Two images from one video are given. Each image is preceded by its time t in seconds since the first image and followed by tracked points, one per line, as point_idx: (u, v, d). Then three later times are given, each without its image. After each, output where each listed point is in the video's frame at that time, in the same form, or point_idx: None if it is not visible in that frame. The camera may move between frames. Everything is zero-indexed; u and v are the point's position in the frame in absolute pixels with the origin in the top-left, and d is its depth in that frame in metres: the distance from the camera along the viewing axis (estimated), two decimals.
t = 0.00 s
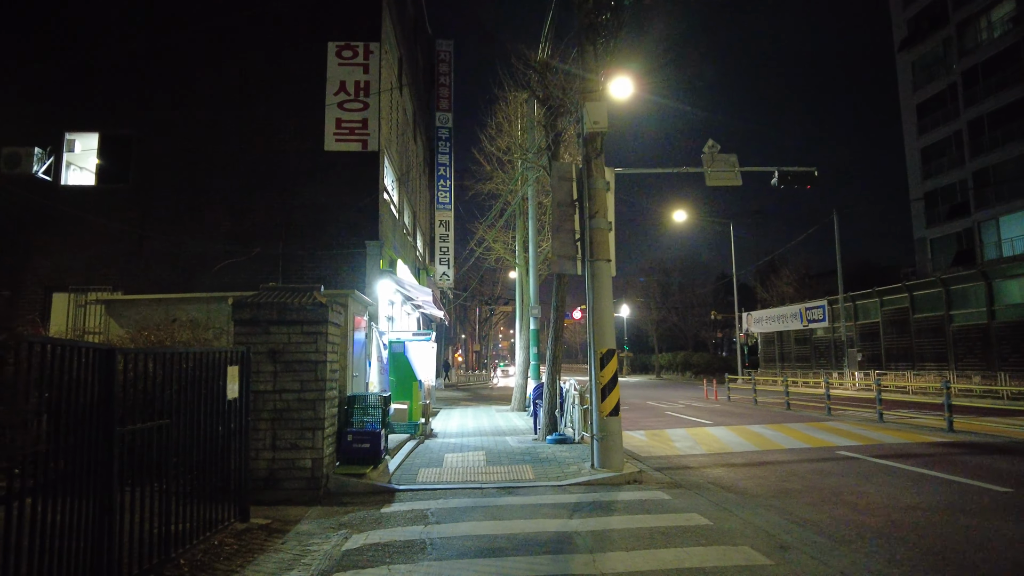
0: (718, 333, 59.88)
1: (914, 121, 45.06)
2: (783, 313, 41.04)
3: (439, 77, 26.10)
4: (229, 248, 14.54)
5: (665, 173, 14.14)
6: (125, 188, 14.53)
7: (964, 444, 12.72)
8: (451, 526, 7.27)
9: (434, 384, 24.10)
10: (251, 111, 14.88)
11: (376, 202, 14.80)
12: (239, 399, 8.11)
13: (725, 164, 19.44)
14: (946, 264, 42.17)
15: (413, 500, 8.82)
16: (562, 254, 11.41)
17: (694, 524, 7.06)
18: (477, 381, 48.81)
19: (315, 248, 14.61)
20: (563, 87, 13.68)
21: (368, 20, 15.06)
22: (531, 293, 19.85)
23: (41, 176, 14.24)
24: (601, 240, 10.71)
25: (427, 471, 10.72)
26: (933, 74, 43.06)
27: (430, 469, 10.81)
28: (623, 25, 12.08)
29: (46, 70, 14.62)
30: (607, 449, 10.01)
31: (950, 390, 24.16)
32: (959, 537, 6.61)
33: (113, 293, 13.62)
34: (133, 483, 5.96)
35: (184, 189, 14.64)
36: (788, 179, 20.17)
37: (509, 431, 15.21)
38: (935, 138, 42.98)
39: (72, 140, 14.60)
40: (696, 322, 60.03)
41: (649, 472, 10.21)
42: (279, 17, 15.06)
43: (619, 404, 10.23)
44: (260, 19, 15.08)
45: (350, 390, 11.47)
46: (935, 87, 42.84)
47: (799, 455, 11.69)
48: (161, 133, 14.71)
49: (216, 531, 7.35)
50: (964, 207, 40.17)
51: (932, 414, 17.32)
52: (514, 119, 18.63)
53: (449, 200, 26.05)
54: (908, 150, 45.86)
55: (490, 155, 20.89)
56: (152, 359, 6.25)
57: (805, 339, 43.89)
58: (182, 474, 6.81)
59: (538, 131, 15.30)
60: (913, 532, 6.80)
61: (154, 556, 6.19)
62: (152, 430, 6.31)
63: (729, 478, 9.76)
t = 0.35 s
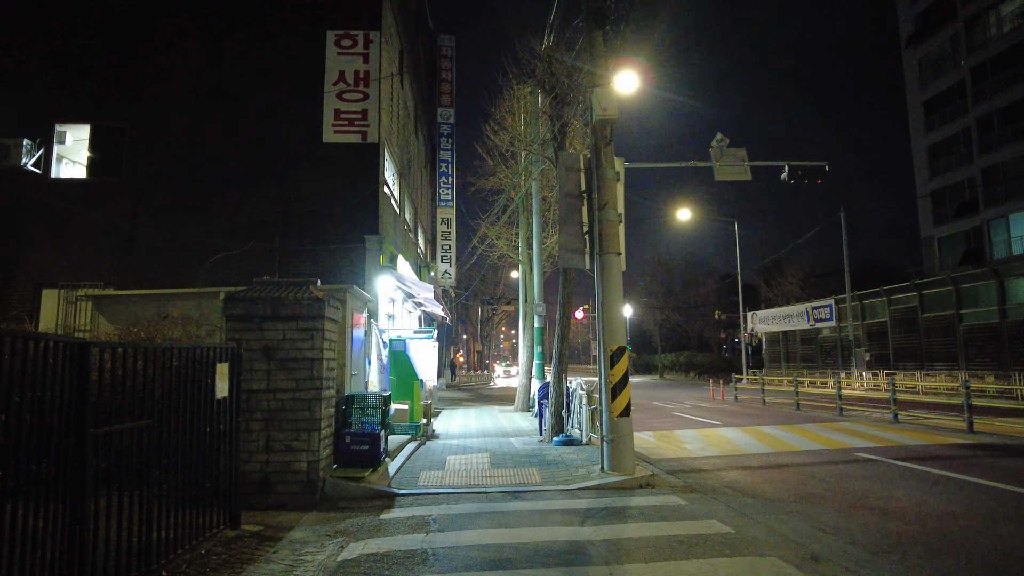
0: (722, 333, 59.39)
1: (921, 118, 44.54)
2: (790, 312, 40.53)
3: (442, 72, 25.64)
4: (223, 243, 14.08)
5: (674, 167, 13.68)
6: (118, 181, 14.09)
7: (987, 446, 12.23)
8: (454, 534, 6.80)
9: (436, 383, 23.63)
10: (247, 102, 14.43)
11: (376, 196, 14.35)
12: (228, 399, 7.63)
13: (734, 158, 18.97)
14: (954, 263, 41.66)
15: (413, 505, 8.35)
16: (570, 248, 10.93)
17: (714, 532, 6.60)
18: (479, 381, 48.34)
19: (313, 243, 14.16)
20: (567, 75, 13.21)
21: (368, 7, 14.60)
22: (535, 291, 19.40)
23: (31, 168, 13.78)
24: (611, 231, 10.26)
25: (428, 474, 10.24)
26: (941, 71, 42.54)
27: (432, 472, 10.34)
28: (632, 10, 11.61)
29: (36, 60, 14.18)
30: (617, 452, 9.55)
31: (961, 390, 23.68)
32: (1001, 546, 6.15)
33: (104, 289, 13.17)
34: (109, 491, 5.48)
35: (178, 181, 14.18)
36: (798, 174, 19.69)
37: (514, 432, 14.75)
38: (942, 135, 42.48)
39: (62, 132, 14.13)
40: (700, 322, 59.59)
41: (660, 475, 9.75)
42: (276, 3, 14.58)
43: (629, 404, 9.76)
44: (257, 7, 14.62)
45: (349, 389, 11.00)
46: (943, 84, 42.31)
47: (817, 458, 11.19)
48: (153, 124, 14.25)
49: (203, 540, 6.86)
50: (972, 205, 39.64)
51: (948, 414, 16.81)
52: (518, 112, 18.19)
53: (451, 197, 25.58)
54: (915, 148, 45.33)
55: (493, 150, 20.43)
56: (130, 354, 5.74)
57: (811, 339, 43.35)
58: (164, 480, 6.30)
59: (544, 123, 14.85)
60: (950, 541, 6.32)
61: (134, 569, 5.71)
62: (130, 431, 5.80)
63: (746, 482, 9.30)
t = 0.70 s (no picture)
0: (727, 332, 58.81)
1: (930, 113, 43.90)
2: (797, 309, 39.98)
3: (445, 65, 25.19)
4: (219, 233, 13.63)
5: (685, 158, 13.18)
6: (110, 170, 13.65)
7: (1014, 443, 11.69)
8: (459, 535, 6.32)
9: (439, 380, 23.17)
10: (243, 88, 13.97)
11: (376, 185, 13.90)
12: (217, 391, 7.14)
13: (744, 148, 18.43)
14: (963, 259, 41.07)
15: (414, 505, 7.87)
16: (579, 236, 10.44)
17: (738, 534, 6.12)
18: (483, 379, 47.88)
19: (311, 233, 13.71)
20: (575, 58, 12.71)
21: None
22: (540, 285, 18.89)
23: (20, 157, 13.38)
24: (623, 217, 9.78)
25: (431, 473, 9.74)
26: (950, 64, 41.90)
27: (435, 470, 9.86)
28: None
29: (26, 45, 13.73)
30: (629, 448, 9.06)
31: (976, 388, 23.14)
32: None
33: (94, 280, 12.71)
34: (82, 488, 4.99)
35: (172, 170, 13.73)
36: (810, 165, 19.15)
37: (519, 429, 14.26)
38: (951, 130, 41.86)
39: (53, 119, 13.70)
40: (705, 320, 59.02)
41: (674, 473, 9.26)
42: None
43: (642, 399, 9.26)
44: None
45: (348, 383, 10.52)
46: (952, 78, 41.67)
47: (838, 456, 10.67)
48: (147, 111, 13.79)
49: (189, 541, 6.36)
50: (983, 201, 39.03)
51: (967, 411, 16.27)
52: (523, 100, 17.71)
53: (454, 192, 25.08)
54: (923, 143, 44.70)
55: (497, 141, 19.94)
56: (107, 339, 5.24)
57: (818, 336, 42.78)
58: (145, 477, 5.81)
59: (550, 109, 14.36)
60: (994, 543, 5.84)
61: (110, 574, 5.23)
62: (107, 423, 5.29)
63: (766, 480, 8.80)
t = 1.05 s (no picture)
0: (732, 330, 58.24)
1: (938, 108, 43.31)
2: (804, 306, 39.43)
3: (446, 58, 24.70)
4: (213, 224, 13.19)
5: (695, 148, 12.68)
6: (102, 159, 13.19)
7: None
8: (463, 542, 5.83)
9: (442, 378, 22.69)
10: (239, 76, 13.50)
11: (376, 175, 13.45)
12: (203, 386, 6.65)
13: (754, 139, 17.94)
14: (972, 256, 40.51)
15: (414, 507, 7.39)
16: (587, 224, 9.95)
17: (765, 539, 5.64)
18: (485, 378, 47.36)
19: (310, 225, 13.27)
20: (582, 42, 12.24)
21: None
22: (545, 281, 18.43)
23: (7, 147, 12.84)
24: (633, 205, 9.30)
25: (432, 473, 9.26)
26: (959, 58, 41.30)
27: (435, 470, 9.38)
28: None
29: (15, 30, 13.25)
30: (641, 447, 8.59)
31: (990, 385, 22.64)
32: None
33: (84, 273, 12.21)
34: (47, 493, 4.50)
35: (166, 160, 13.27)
36: (821, 156, 18.64)
37: (523, 428, 13.79)
38: (960, 125, 41.29)
39: (42, 109, 13.12)
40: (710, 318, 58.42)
41: (688, 473, 8.78)
42: None
43: (654, 395, 8.78)
44: None
45: (345, 379, 10.05)
46: (961, 73, 41.10)
47: (858, 455, 10.18)
48: (140, 99, 13.33)
49: (170, 548, 5.87)
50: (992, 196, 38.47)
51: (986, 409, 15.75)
52: (527, 90, 17.24)
53: (455, 186, 24.61)
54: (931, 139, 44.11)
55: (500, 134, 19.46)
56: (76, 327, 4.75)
57: (825, 334, 42.23)
58: (120, 479, 5.31)
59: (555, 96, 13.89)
60: None
61: None
62: (76, 420, 4.77)
63: (786, 480, 8.32)
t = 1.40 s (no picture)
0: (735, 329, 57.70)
1: (943, 105, 42.79)
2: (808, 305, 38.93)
3: (446, 51, 24.20)
4: (202, 216, 12.69)
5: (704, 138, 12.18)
6: (86, 149, 12.69)
7: None
8: (464, 553, 5.31)
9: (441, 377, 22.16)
10: (229, 62, 13.01)
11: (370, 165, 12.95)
12: (180, 383, 6.12)
13: (762, 131, 17.42)
14: (978, 254, 39.99)
15: (408, 513, 6.88)
16: (593, 213, 9.44)
17: (793, 550, 5.15)
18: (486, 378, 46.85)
19: (302, 217, 12.78)
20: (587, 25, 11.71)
21: None
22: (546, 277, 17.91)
23: None
24: (642, 192, 8.79)
25: (429, 476, 8.75)
26: (964, 54, 40.80)
27: (432, 473, 8.86)
28: None
29: None
30: (650, 449, 8.08)
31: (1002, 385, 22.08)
32: None
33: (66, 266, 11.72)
34: None
35: (153, 150, 12.78)
36: (831, 149, 18.10)
37: (524, 429, 13.26)
38: (966, 121, 40.77)
39: (25, 97, 12.69)
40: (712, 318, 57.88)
41: (700, 476, 8.27)
42: None
43: (665, 393, 8.27)
44: None
45: (337, 377, 9.53)
46: (966, 69, 40.62)
47: (878, 457, 9.64)
48: (126, 85, 12.84)
49: (141, 559, 5.34)
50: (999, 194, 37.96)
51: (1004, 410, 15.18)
52: (529, 80, 16.72)
53: (456, 182, 24.11)
54: (937, 136, 43.59)
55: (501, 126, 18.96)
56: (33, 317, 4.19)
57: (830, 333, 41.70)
58: (82, 485, 4.78)
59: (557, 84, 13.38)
60: None
61: None
62: (31, 418, 4.24)
63: (804, 484, 7.80)
